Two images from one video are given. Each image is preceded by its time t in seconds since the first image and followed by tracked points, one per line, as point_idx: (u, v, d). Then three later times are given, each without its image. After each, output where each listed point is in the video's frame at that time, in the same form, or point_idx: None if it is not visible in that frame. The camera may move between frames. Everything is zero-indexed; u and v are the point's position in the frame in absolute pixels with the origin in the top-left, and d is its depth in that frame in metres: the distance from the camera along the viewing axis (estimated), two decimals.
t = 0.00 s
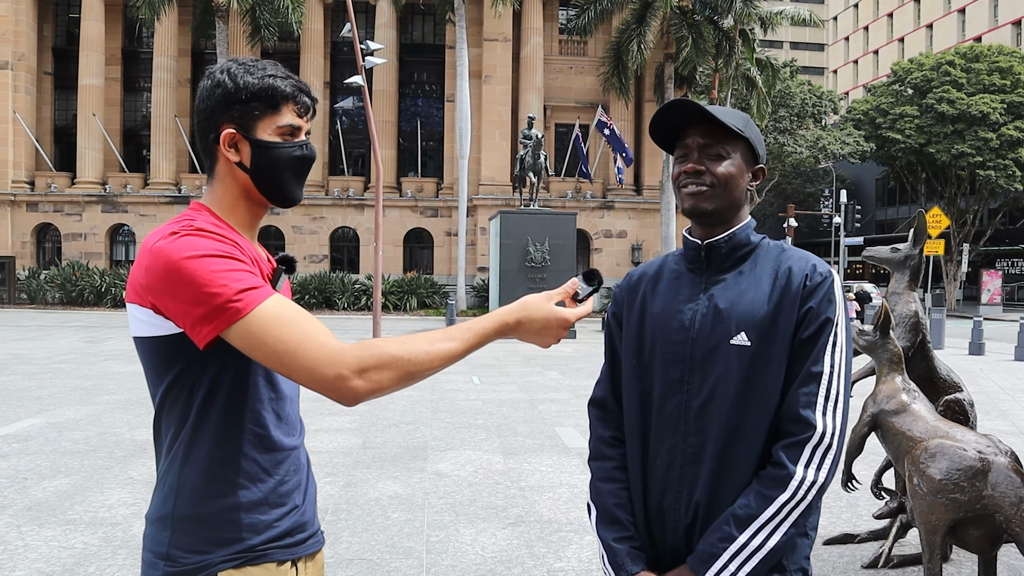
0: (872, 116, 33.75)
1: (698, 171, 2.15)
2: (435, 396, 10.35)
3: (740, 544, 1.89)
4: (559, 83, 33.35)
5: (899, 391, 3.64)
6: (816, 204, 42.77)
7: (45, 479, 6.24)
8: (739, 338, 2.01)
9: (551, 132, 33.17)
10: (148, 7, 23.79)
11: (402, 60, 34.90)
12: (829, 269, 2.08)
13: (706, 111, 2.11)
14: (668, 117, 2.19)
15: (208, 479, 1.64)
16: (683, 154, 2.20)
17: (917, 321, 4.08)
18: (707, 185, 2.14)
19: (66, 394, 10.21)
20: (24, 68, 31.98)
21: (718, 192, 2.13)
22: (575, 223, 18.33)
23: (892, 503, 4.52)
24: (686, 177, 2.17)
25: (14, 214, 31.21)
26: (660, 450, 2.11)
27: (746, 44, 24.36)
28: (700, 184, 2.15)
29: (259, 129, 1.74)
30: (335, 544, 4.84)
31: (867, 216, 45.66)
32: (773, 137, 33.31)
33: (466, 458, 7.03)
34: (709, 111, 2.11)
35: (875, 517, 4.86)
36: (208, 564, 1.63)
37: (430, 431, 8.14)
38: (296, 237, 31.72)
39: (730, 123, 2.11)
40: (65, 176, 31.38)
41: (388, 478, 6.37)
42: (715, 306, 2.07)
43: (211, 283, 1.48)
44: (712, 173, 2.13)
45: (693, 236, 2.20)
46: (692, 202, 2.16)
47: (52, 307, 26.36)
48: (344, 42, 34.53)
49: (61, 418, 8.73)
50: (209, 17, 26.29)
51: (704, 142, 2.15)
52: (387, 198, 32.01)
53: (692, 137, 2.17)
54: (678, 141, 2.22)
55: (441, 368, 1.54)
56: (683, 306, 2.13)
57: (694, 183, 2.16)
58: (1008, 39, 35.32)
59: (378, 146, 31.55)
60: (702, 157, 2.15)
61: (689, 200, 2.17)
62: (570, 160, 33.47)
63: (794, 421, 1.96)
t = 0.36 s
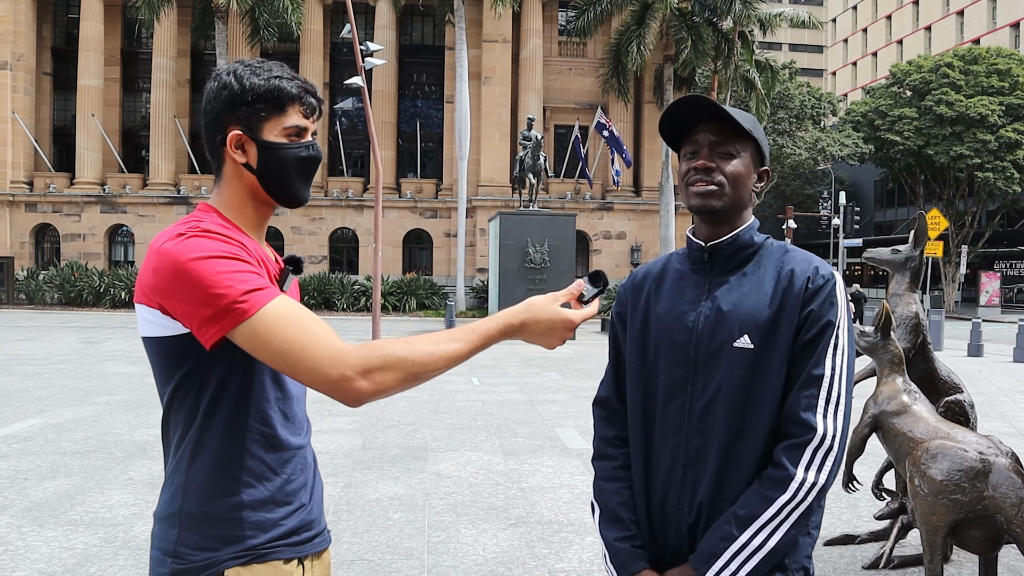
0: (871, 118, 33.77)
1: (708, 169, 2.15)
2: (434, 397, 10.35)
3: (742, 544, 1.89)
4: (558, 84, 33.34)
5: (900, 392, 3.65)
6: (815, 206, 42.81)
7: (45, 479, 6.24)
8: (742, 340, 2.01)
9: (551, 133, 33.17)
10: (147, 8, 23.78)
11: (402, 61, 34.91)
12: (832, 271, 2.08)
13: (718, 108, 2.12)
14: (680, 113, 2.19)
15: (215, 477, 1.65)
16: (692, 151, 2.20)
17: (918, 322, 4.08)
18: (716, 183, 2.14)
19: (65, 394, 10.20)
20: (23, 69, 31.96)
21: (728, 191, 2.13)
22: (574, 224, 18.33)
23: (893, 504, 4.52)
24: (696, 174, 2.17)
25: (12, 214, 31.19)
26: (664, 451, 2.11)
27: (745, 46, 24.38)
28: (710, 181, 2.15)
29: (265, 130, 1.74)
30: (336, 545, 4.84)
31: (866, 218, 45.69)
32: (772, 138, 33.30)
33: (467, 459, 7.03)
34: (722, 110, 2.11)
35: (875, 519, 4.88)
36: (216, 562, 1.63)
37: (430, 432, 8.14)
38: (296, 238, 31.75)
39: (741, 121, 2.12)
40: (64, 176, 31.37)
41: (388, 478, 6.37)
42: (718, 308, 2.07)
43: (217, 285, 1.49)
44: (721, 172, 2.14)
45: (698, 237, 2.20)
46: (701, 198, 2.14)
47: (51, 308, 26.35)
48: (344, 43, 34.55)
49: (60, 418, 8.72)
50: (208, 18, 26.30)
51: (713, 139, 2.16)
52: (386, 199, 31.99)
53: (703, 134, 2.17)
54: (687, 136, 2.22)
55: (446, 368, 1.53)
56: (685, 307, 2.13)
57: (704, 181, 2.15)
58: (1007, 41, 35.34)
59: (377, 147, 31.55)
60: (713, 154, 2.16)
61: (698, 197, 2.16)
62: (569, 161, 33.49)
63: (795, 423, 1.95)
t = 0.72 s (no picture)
0: (871, 120, 33.83)
1: (722, 174, 2.15)
2: (434, 397, 10.36)
3: (760, 545, 1.91)
4: (558, 86, 33.36)
5: (901, 393, 3.66)
6: (815, 207, 42.89)
7: (45, 480, 6.24)
8: (751, 344, 2.03)
9: (551, 133, 33.21)
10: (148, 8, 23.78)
11: (402, 62, 34.93)
12: (828, 273, 2.13)
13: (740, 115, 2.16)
14: (695, 114, 2.19)
15: (222, 475, 1.66)
16: (704, 155, 2.20)
17: (918, 323, 4.08)
18: (728, 189, 2.15)
19: (65, 394, 10.20)
20: (24, 69, 31.96)
21: (737, 197, 2.16)
22: (574, 225, 18.34)
23: (893, 505, 4.53)
24: (709, 175, 2.16)
25: (13, 215, 31.20)
26: (672, 454, 2.11)
27: (745, 48, 24.40)
28: (721, 185, 2.15)
29: (272, 131, 1.75)
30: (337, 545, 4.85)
31: (866, 219, 45.71)
32: (773, 140, 33.28)
33: (467, 459, 7.04)
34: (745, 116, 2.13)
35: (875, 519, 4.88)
36: (223, 560, 1.64)
37: (430, 433, 8.15)
38: (295, 238, 31.79)
39: (758, 133, 2.16)
40: (64, 177, 31.38)
41: (389, 479, 6.38)
42: (721, 312, 2.07)
43: (225, 284, 1.50)
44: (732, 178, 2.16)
45: (697, 241, 2.19)
46: (712, 201, 2.14)
47: (51, 308, 26.36)
48: (344, 44, 34.62)
49: (61, 418, 8.73)
50: (209, 18, 26.32)
51: (728, 146, 2.17)
52: (386, 199, 31.99)
53: (715, 138, 2.19)
54: (699, 136, 2.21)
55: (452, 368, 1.54)
56: (686, 312, 2.12)
57: (716, 184, 2.15)
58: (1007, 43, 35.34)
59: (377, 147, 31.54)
60: (727, 160, 2.17)
61: (709, 201, 2.15)
62: (569, 162, 33.54)
63: (807, 424, 2.00)
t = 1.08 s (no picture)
0: (870, 121, 33.85)
1: (705, 180, 2.15)
2: (435, 398, 10.37)
3: (751, 545, 1.92)
4: (558, 87, 33.37)
5: (900, 394, 3.67)
6: (816, 209, 42.93)
7: (46, 480, 6.25)
8: (740, 346, 2.04)
9: (551, 134, 33.20)
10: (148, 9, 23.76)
11: (403, 63, 34.96)
12: (821, 273, 2.11)
13: (719, 116, 2.12)
14: (681, 118, 2.18)
15: (227, 474, 1.67)
16: (689, 159, 2.20)
17: (918, 325, 4.10)
18: (712, 194, 2.15)
19: (66, 395, 10.21)
20: (24, 69, 31.98)
21: (723, 201, 2.15)
22: (574, 226, 18.33)
23: (894, 506, 4.55)
24: (694, 182, 2.17)
25: (13, 215, 31.22)
26: (666, 456, 2.13)
27: (746, 49, 24.39)
28: (705, 191, 2.15)
29: (278, 132, 1.76)
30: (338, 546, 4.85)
31: (866, 221, 45.74)
32: (773, 141, 33.24)
33: (467, 460, 7.05)
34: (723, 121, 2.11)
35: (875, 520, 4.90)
36: (229, 557, 1.65)
37: (430, 433, 8.17)
38: (296, 239, 31.83)
39: (740, 133, 2.13)
40: (65, 177, 31.39)
41: (389, 479, 6.39)
42: (714, 314, 2.08)
43: (230, 285, 1.51)
44: (716, 183, 2.15)
45: (690, 245, 2.20)
46: (696, 207, 2.15)
47: (52, 308, 26.39)
48: (345, 45, 34.67)
49: (61, 418, 8.73)
50: (209, 18, 26.33)
51: (712, 150, 2.16)
52: (386, 200, 32.00)
53: (700, 142, 2.18)
54: (685, 141, 2.21)
55: (455, 368, 1.56)
56: (680, 315, 2.13)
57: (700, 190, 2.15)
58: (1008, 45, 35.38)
59: (378, 148, 31.55)
60: (710, 165, 2.17)
61: (694, 205, 2.16)
62: (569, 163, 33.56)
63: (796, 426, 1.98)
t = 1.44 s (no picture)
0: (870, 123, 33.86)
1: (702, 180, 2.16)
2: (434, 399, 10.37)
3: (748, 547, 1.92)
4: (558, 88, 33.40)
5: (900, 395, 3.67)
6: (815, 210, 42.98)
7: (45, 479, 6.25)
8: (741, 347, 2.04)
9: (551, 136, 33.21)
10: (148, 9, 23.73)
11: (402, 64, 34.99)
12: (826, 273, 2.09)
13: (711, 119, 2.13)
14: (676, 120, 2.19)
15: (230, 474, 1.67)
16: (687, 161, 2.21)
17: (918, 326, 4.11)
18: (709, 193, 2.15)
19: (65, 394, 10.22)
20: (25, 69, 31.99)
21: (721, 201, 2.15)
22: (574, 227, 18.32)
23: (894, 508, 4.55)
24: (691, 182, 2.18)
25: (12, 214, 31.20)
26: (668, 455, 2.13)
27: (745, 50, 24.38)
28: (703, 192, 2.16)
29: (280, 131, 1.76)
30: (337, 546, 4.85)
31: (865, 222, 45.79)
32: (772, 143, 33.17)
33: (467, 461, 7.05)
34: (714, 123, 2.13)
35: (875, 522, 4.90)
36: (231, 556, 1.66)
37: (429, 434, 8.17)
38: (296, 239, 31.85)
39: (736, 134, 2.13)
40: (64, 177, 31.39)
41: (388, 480, 6.39)
42: (717, 315, 2.09)
43: (233, 285, 1.51)
44: (714, 182, 2.15)
45: (695, 245, 2.21)
46: (693, 208, 2.17)
47: (51, 308, 26.42)
48: (345, 46, 34.69)
49: (60, 418, 8.74)
50: (209, 19, 26.33)
51: (708, 151, 2.17)
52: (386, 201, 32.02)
53: (695, 144, 2.19)
54: (683, 145, 2.23)
55: (456, 369, 1.56)
56: (684, 315, 2.15)
57: (697, 191, 2.17)
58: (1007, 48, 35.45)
59: (378, 149, 31.56)
60: (708, 166, 2.17)
61: (691, 206, 2.18)
62: (569, 164, 33.58)
63: (795, 428, 1.97)
